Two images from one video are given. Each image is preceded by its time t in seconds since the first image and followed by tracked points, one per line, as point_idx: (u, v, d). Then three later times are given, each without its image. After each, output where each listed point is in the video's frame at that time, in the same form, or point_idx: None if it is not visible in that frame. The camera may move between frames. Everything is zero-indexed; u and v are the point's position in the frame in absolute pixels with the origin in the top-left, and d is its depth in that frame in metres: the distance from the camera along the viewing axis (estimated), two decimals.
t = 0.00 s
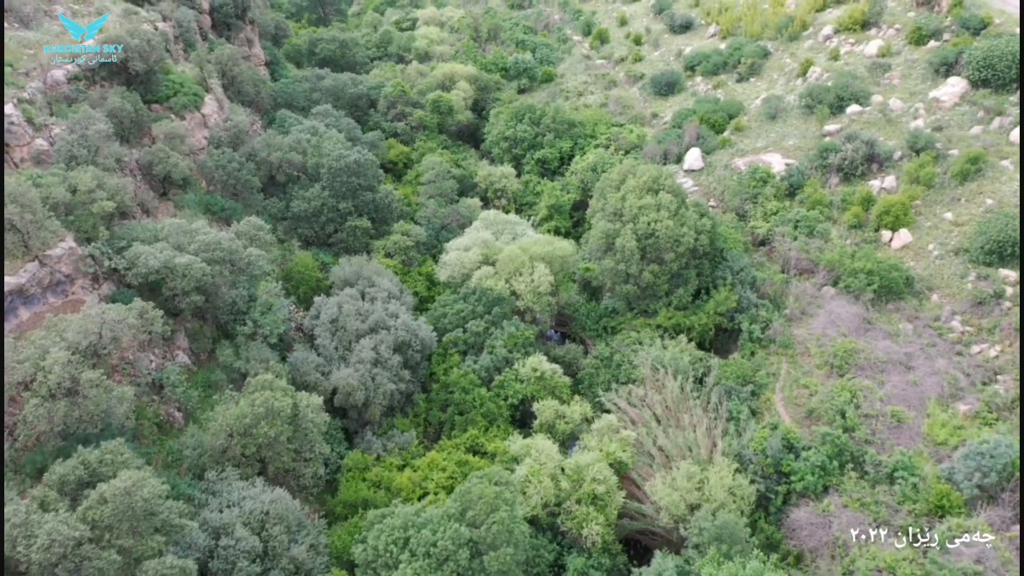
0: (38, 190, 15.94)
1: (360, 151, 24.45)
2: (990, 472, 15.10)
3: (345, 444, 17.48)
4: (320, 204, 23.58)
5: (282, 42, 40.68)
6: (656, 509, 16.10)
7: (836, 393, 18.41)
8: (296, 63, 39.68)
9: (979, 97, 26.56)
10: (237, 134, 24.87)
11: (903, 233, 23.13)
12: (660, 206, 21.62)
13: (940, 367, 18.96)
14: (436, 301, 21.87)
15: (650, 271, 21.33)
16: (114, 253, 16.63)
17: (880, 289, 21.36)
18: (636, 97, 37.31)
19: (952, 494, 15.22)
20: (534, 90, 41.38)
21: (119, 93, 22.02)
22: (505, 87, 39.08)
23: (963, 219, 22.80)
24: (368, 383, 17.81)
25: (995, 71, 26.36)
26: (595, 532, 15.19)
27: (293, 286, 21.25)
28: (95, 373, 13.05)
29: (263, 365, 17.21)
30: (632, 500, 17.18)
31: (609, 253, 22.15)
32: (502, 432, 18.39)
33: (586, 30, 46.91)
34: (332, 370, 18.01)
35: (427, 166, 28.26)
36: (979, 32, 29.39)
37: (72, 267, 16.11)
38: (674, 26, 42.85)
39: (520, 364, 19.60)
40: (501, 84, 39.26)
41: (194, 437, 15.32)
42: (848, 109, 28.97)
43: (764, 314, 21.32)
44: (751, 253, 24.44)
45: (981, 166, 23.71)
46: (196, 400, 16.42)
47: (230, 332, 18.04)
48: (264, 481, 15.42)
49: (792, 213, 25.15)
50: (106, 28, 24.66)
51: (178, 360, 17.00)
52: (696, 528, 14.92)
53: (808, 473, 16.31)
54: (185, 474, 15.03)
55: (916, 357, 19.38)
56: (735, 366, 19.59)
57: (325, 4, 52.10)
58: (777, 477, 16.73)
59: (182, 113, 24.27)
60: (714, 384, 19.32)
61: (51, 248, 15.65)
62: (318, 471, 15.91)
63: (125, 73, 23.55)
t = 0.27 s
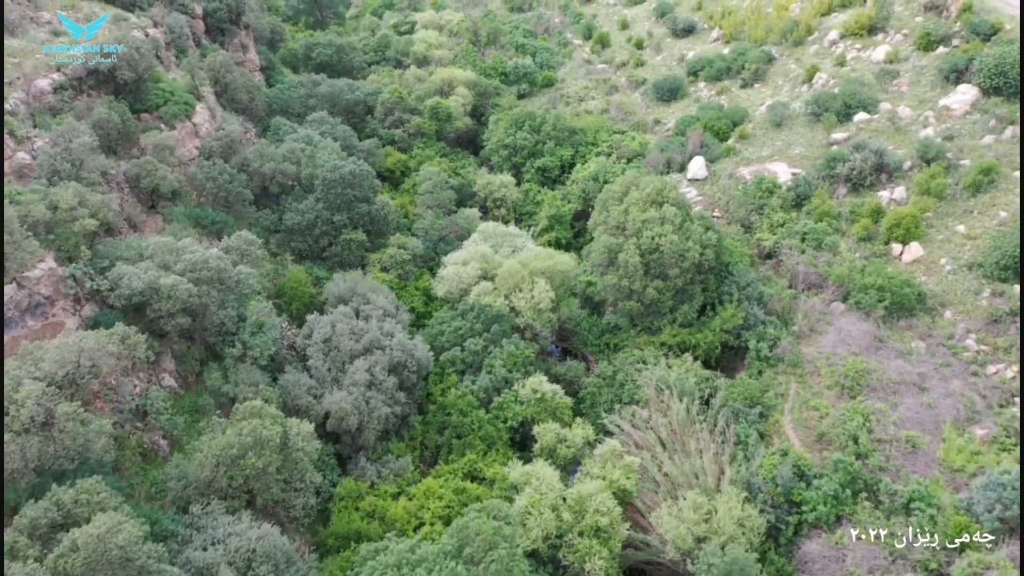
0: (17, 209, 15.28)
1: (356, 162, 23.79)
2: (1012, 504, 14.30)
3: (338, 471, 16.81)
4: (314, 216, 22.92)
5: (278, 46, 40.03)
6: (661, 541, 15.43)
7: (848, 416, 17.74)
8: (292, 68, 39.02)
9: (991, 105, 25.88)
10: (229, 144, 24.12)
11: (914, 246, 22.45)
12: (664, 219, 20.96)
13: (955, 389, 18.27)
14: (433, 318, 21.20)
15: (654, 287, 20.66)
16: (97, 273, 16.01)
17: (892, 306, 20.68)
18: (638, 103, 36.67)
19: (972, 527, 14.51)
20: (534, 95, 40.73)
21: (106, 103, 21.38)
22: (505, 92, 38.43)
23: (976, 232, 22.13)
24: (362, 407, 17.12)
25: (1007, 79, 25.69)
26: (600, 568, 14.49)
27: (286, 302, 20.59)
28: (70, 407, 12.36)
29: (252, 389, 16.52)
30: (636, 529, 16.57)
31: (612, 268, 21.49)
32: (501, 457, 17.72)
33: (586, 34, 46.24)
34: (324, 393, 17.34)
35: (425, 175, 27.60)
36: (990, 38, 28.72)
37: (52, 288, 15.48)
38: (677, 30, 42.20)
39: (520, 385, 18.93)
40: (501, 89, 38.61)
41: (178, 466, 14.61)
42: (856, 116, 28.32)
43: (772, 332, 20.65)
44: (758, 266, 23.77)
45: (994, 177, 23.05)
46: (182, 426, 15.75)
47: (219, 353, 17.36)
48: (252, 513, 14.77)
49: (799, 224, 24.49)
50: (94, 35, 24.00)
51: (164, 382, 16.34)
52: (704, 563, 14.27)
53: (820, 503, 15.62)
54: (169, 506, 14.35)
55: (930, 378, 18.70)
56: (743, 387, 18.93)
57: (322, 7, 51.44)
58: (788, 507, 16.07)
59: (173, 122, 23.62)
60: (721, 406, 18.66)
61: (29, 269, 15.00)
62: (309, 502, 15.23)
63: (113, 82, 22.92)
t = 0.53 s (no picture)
0: None
1: (351, 173, 23.12)
2: None
3: (330, 500, 16.13)
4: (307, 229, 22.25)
5: (274, 51, 39.37)
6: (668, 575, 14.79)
7: (860, 441, 17.07)
8: (288, 73, 38.36)
9: (1004, 114, 25.19)
10: (221, 153, 23.47)
11: (925, 261, 21.78)
12: (668, 234, 20.29)
13: (972, 412, 17.59)
14: (431, 335, 20.53)
15: (658, 304, 19.97)
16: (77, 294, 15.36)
17: (904, 323, 20.01)
18: (641, 109, 36.01)
19: (993, 562, 13.74)
20: (534, 100, 40.08)
21: (92, 114, 20.73)
22: (505, 98, 37.76)
23: (990, 246, 21.44)
24: (355, 433, 16.44)
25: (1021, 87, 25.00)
26: None
27: (278, 320, 19.94)
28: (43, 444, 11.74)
29: (241, 415, 15.84)
30: (642, 561, 15.99)
31: (615, 284, 20.81)
32: (500, 484, 17.04)
33: (587, 38, 45.57)
34: (316, 418, 16.67)
35: (423, 185, 26.94)
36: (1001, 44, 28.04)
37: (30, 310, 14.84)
38: (679, 34, 41.54)
39: (520, 408, 18.26)
40: (500, 95, 37.95)
41: (162, 500, 13.90)
42: (864, 125, 27.64)
43: (780, 350, 19.99)
44: (764, 281, 23.12)
45: (1008, 189, 22.39)
46: (167, 455, 15.10)
47: (206, 377, 16.70)
48: (240, 549, 14.11)
49: (807, 237, 23.83)
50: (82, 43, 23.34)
51: (149, 409, 15.65)
52: None
53: (833, 536, 14.95)
54: (152, 542, 13.67)
55: (945, 400, 18.03)
56: (751, 410, 18.28)
57: (320, 10, 50.79)
58: (799, 539, 15.39)
59: (163, 132, 22.97)
60: (728, 430, 18.00)
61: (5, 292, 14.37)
62: (299, 536, 14.56)
63: (100, 91, 22.22)
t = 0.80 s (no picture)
0: None
1: (345, 185, 22.43)
2: None
3: (321, 533, 15.42)
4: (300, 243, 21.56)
5: (270, 55, 38.67)
6: None
7: (874, 468, 16.41)
8: (283, 78, 37.66)
9: (1017, 123, 24.53)
10: (212, 164, 22.88)
11: (938, 276, 21.11)
12: (673, 250, 19.61)
13: (990, 437, 16.93)
14: (427, 354, 19.85)
15: (663, 323, 19.28)
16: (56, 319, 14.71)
17: (917, 342, 19.33)
18: (642, 115, 35.35)
19: None
20: (534, 106, 39.42)
21: (77, 126, 20.05)
22: (504, 104, 37.09)
23: (1005, 262, 20.77)
24: (347, 462, 15.72)
25: None
26: None
27: (270, 339, 19.38)
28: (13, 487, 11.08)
29: (228, 443, 15.17)
30: None
31: (618, 301, 20.13)
32: (498, 514, 16.34)
33: (588, 42, 44.89)
34: (307, 445, 15.98)
35: (420, 195, 26.27)
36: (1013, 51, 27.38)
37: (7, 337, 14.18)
38: (681, 38, 40.89)
39: (519, 432, 17.57)
40: (500, 101, 37.27)
41: (143, 536, 13.20)
42: (872, 133, 26.97)
43: (789, 370, 19.32)
44: (771, 296, 22.44)
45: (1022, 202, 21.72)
46: (150, 487, 14.43)
47: (193, 402, 16.03)
48: None
49: (815, 251, 23.15)
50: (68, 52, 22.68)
51: (131, 437, 14.99)
52: None
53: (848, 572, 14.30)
54: None
55: (962, 424, 17.36)
56: (759, 434, 17.62)
57: (316, 13, 50.08)
58: (811, 575, 14.83)
59: (152, 143, 22.30)
60: (736, 455, 17.34)
61: None
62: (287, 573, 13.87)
63: (86, 101, 21.52)
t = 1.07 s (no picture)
0: None
1: (339, 198, 21.75)
2: None
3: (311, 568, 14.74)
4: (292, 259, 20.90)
5: (266, 60, 38.01)
6: None
7: (888, 498, 15.75)
8: (279, 84, 37.00)
9: None
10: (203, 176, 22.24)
11: (951, 292, 20.42)
12: (678, 267, 18.95)
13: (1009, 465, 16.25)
14: (424, 375, 19.18)
15: (668, 343, 18.61)
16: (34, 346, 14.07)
17: (931, 363, 18.65)
18: (645, 122, 34.67)
19: None
20: (534, 112, 38.74)
21: (61, 138, 19.38)
22: (504, 110, 36.40)
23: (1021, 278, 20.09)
24: (337, 493, 15.02)
25: None
26: None
27: (261, 359, 18.88)
28: None
29: (213, 475, 14.51)
30: None
31: (621, 320, 19.46)
32: (497, 545, 15.64)
33: (589, 46, 44.19)
34: (297, 474, 15.33)
35: (417, 206, 25.59)
36: None
37: None
38: (684, 43, 40.21)
39: (519, 459, 16.92)
40: (499, 107, 36.59)
41: None
42: (881, 142, 26.29)
43: (798, 392, 18.65)
44: (779, 312, 21.76)
45: None
46: (131, 522, 13.76)
47: (178, 429, 15.34)
48: None
49: (823, 265, 22.48)
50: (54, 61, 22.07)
51: (113, 467, 14.35)
52: None
53: None
54: None
55: (979, 450, 16.69)
56: (767, 461, 16.96)
57: (314, 16, 49.38)
58: None
59: (140, 155, 21.66)
60: (744, 483, 16.69)
61: None
62: None
63: (71, 112, 20.86)
